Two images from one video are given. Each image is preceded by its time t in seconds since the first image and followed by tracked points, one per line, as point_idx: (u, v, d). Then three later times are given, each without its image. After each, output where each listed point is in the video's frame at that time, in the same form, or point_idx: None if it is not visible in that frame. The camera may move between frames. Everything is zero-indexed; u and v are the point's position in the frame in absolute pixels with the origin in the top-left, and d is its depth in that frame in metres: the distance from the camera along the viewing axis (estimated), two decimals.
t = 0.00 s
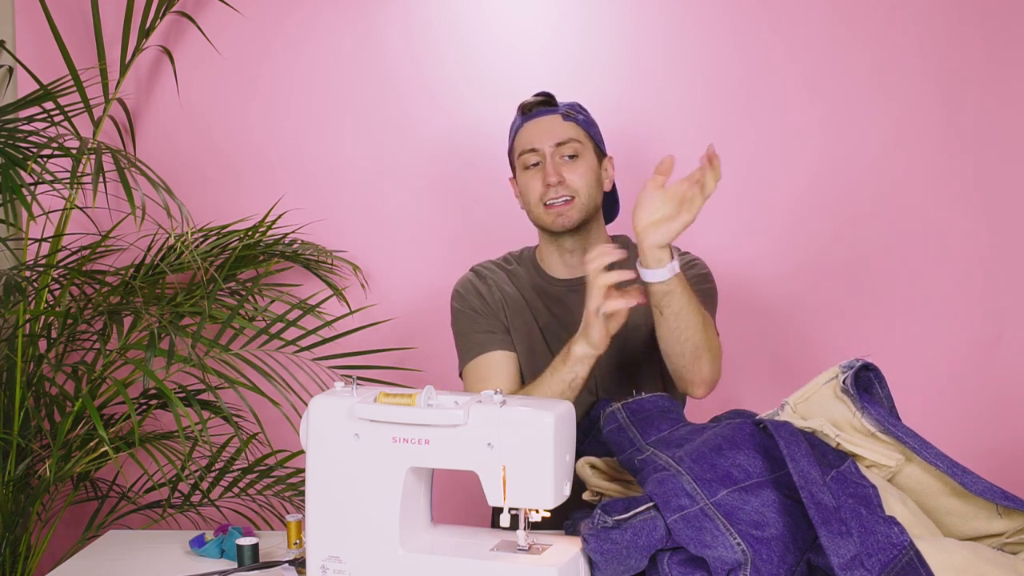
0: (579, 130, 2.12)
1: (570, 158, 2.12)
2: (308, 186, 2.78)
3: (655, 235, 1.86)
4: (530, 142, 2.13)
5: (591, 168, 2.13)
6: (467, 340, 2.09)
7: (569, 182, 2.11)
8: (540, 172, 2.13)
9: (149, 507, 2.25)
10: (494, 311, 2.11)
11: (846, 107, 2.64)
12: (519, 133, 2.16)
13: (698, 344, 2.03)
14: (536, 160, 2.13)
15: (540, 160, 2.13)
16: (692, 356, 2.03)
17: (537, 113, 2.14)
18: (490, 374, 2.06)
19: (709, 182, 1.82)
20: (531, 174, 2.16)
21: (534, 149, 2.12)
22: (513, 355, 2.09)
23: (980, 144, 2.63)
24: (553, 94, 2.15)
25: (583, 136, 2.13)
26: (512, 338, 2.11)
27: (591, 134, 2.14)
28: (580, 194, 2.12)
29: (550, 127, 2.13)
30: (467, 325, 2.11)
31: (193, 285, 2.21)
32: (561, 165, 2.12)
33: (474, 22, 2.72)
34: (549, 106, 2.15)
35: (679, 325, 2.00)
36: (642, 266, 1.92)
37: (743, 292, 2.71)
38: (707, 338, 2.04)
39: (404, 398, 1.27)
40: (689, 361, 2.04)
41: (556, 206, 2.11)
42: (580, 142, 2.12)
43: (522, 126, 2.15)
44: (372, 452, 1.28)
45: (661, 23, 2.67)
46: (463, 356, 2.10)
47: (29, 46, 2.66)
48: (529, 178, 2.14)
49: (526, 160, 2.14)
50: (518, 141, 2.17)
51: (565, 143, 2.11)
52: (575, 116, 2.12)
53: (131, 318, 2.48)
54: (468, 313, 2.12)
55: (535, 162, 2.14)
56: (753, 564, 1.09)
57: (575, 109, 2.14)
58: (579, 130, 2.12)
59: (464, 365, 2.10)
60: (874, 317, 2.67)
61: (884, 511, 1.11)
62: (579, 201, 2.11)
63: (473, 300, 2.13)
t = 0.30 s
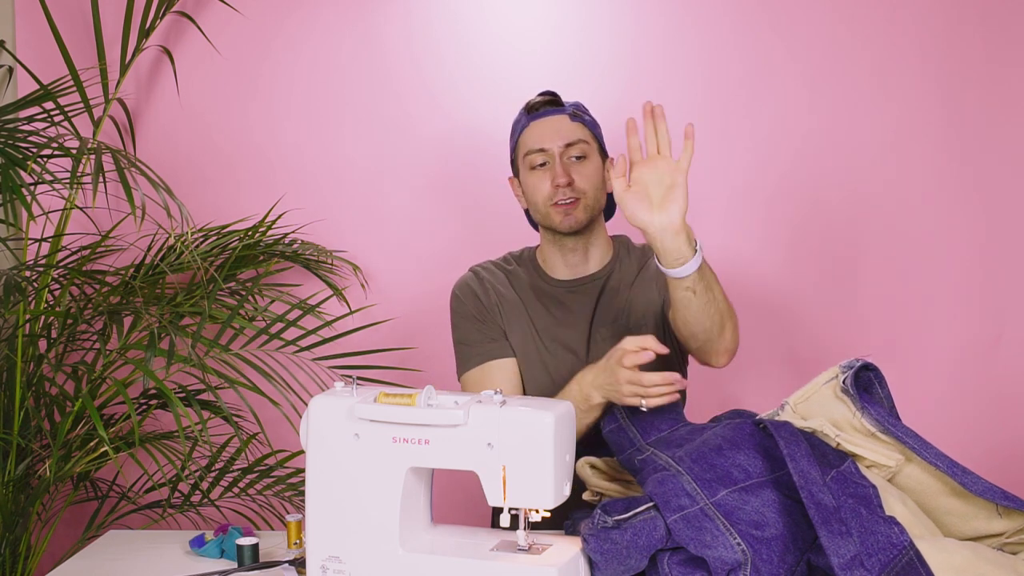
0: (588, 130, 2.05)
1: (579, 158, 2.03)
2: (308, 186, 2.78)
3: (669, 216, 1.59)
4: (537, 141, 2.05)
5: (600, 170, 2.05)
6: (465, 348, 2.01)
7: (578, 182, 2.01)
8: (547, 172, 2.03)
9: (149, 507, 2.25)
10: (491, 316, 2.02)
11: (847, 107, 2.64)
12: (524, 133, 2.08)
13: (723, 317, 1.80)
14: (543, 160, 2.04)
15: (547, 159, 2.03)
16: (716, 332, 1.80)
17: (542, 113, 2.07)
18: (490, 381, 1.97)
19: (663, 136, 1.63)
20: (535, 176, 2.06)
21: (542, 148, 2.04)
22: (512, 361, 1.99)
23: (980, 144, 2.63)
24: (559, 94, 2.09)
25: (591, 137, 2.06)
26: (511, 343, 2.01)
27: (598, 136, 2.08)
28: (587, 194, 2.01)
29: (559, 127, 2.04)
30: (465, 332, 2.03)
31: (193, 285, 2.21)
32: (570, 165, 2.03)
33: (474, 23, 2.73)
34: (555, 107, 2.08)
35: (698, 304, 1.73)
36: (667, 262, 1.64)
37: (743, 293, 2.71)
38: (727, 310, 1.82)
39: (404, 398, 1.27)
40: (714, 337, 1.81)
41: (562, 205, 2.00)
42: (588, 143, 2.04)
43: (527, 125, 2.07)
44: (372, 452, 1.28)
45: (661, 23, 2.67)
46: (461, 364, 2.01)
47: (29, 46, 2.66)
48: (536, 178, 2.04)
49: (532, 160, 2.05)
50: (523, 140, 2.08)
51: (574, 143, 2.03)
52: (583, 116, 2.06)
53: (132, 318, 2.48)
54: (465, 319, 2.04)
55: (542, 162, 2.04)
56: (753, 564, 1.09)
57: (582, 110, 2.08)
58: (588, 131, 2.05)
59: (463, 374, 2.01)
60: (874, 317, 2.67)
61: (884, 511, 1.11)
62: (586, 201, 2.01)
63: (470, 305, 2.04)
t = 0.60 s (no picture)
0: (592, 131, 2.04)
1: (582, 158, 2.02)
2: (308, 186, 2.78)
3: (665, 215, 1.59)
4: (541, 140, 2.03)
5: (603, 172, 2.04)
6: (466, 347, 2.00)
7: (580, 183, 2.00)
8: (550, 171, 2.02)
9: (149, 507, 2.25)
10: (492, 316, 2.02)
11: (847, 107, 2.64)
12: (528, 131, 2.07)
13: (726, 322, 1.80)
14: (546, 159, 2.03)
15: (550, 159, 2.02)
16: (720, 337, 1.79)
17: (548, 112, 2.05)
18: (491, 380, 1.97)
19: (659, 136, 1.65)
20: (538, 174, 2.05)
21: (546, 147, 2.02)
22: (513, 361, 1.99)
23: (980, 144, 2.63)
24: (564, 93, 2.08)
25: (594, 137, 2.05)
26: (512, 343, 2.01)
27: (602, 137, 2.07)
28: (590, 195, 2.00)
29: (564, 126, 2.03)
30: (466, 331, 2.02)
31: (193, 285, 2.21)
32: (573, 166, 2.02)
33: (474, 23, 2.72)
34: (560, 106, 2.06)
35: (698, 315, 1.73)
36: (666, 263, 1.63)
37: (743, 293, 2.71)
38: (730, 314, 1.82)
39: (404, 398, 1.27)
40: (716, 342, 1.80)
41: (564, 205, 1.99)
42: (592, 144, 2.03)
43: (532, 123, 2.06)
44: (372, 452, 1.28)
45: (662, 23, 2.67)
46: (462, 364, 2.01)
47: (29, 46, 2.66)
48: (538, 177, 2.03)
49: (535, 159, 2.04)
50: (527, 140, 2.07)
51: (579, 143, 2.02)
52: (587, 116, 2.05)
53: (132, 318, 2.48)
54: (466, 319, 2.03)
55: (545, 161, 2.03)
56: (753, 564, 1.09)
57: (587, 110, 2.07)
58: (593, 132, 2.04)
59: (463, 374, 2.01)
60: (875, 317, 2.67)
61: (884, 511, 1.11)
62: (588, 202, 1.99)
63: (472, 304, 2.03)
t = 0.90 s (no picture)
0: (592, 129, 2.04)
1: (581, 155, 2.02)
2: (308, 186, 2.78)
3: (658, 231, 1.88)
4: (541, 137, 2.03)
5: (603, 170, 2.03)
6: (463, 352, 2.01)
7: (578, 180, 1.99)
8: (548, 169, 2.01)
9: (149, 507, 2.25)
10: (490, 321, 2.02)
11: (846, 107, 2.64)
12: (528, 130, 2.07)
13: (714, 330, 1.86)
14: (545, 157, 2.02)
15: (549, 156, 2.02)
16: (707, 338, 1.85)
17: (549, 110, 2.06)
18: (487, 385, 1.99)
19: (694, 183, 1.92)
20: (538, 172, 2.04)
21: (545, 145, 2.02)
22: (510, 367, 2.00)
23: (980, 144, 2.63)
24: (566, 92, 2.08)
25: (594, 135, 2.04)
26: (510, 347, 2.02)
27: (603, 136, 2.07)
28: (589, 193, 2.00)
29: (563, 124, 2.03)
30: (464, 336, 2.03)
31: (193, 285, 2.21)
32: (571, 163, 2.01)
33: (474, 22, 2.73)
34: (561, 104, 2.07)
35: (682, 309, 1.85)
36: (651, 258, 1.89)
37: (743, 293, 2.71)
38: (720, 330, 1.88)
39: (404, 398, 1.27)
40: (702, 349, 1.85)
41: (562, 203, 1.98)
42: (591, 142, 2.03)
43: (534, 121, 2.06)
44: (371, 452, 1.28)
45: (661, 23, 2.67)
46: (459, 368, 2.02)
47: (29, 46, 2.66)
48: (536, 174, 2.02)
49: (534, 157, 2.04)
50: (528, 138, 2.07)
51: (577, 140, 2.02)
52: (588, 115, 2.05)
53: (132, 318, 2.48)
54: (465, 323, 2.03)
55: (544, 159, 2.03)
56: (753, 564, 1.09)
57: (588, 109, 2.07)
58: (592, 130, 2.04)
59: (460, 378, 2.03)
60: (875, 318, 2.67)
61: (884, 511, 1.11)
62: (587, 200, 1.99)
63: (470, 309, 2.04)
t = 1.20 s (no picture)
0: (595, 133, 2.02)
1: (582, 159, 2.01)
2: (308, 186, 2.78)
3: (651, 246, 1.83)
4: (542, 140, 2.02)
5: (604, 174, 2.03)
6: (465, 351, 2.01)
7: (579, 184, 1.99)
8: (549, 172, 2.01)
9: (149, 507, 2.25)
10: (492, 320, 2.02)
11: (846, 107, 2.64)
12: (530, 132, 2.06)
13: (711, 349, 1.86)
14: (546, 160, 2.01)
15: (550, 160, 2.01)
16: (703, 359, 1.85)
17: (551, 112, 2.04)
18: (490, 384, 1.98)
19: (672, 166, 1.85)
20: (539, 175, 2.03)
21: (546, 148, 2.01)
22: (513, 365, 1.99)
23: (980, 144, 2.63)
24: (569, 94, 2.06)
25: (597, 139, 2.03)
26: (513, 346, 2.01)
27: (604, 139, 2.05)
28: (589, 198, 1.99)
29: (565, 128, 2.01)
30: (465, 335, 2.02)
31: (193, 285, 2.21)
32: (573, 168, 2.00)
33: (474, 22, 2.73)
34: (564, 106, 2.05)
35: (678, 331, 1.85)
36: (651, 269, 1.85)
37: (743, 293, 2.71)
38: (719, 345, 1.88)
39: (403, 398, 1.27)
40: (703, 367, 1.86)
41: (562, 208, 1.98)
42: (594, 146, 2.01)
43: (537, 123, 2.04)
44: (372, 452, 1.28)
45: (661, 23, 2.67)
46: (462, 368, 2.01)
47: (29, 46, 2.66)
48: (537, 177, 2.01)
49: (535, 160, 2.03)
50: (529, 140, 2.05)
51: (579, 145, 2.00)
52: (591, 118, 2.03)
53: (132, 318, 2.48)
54: (466, 323, 2.03)
55: (545, 162, 2.02)
56: (753, 564, 1.09)
57: (591, 111, 2.05)
58: (594, 134, 2.02)
59: (463, 378, 2.01)
60: (875, 318, 2.67)
61: (884, 511, 1.11)
62: (587, 204, 1.99)
63: (471, 308, 2.03)
